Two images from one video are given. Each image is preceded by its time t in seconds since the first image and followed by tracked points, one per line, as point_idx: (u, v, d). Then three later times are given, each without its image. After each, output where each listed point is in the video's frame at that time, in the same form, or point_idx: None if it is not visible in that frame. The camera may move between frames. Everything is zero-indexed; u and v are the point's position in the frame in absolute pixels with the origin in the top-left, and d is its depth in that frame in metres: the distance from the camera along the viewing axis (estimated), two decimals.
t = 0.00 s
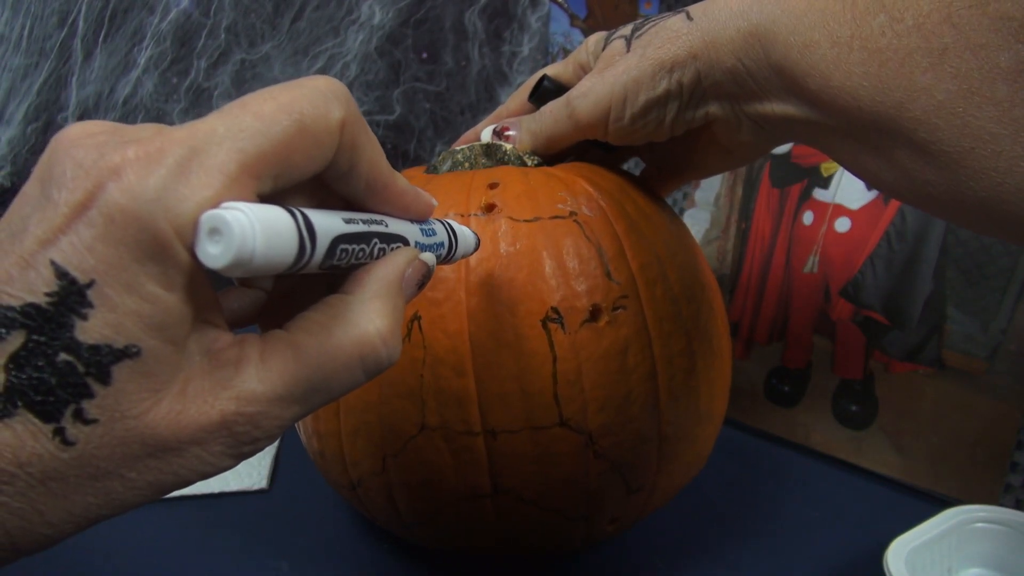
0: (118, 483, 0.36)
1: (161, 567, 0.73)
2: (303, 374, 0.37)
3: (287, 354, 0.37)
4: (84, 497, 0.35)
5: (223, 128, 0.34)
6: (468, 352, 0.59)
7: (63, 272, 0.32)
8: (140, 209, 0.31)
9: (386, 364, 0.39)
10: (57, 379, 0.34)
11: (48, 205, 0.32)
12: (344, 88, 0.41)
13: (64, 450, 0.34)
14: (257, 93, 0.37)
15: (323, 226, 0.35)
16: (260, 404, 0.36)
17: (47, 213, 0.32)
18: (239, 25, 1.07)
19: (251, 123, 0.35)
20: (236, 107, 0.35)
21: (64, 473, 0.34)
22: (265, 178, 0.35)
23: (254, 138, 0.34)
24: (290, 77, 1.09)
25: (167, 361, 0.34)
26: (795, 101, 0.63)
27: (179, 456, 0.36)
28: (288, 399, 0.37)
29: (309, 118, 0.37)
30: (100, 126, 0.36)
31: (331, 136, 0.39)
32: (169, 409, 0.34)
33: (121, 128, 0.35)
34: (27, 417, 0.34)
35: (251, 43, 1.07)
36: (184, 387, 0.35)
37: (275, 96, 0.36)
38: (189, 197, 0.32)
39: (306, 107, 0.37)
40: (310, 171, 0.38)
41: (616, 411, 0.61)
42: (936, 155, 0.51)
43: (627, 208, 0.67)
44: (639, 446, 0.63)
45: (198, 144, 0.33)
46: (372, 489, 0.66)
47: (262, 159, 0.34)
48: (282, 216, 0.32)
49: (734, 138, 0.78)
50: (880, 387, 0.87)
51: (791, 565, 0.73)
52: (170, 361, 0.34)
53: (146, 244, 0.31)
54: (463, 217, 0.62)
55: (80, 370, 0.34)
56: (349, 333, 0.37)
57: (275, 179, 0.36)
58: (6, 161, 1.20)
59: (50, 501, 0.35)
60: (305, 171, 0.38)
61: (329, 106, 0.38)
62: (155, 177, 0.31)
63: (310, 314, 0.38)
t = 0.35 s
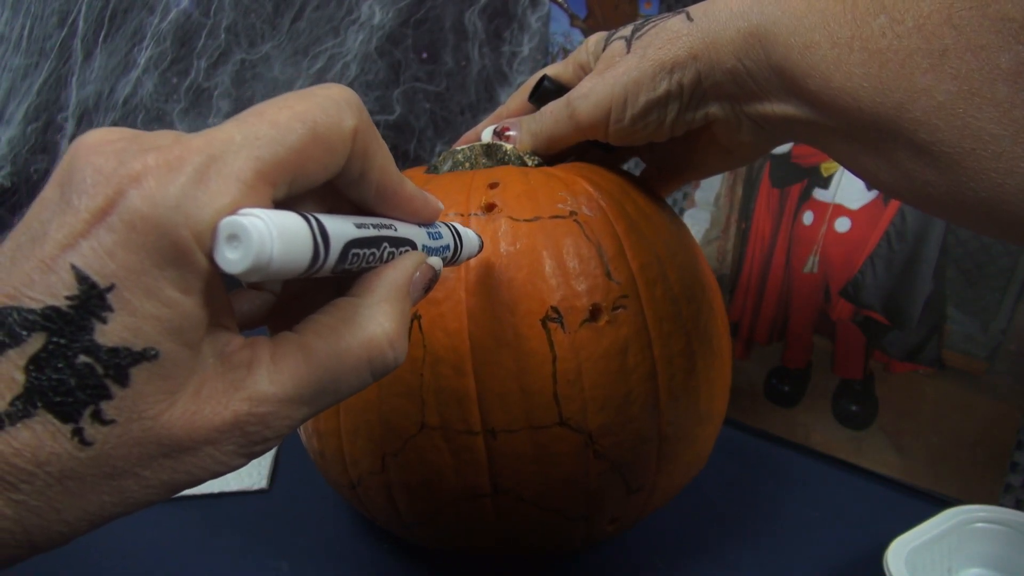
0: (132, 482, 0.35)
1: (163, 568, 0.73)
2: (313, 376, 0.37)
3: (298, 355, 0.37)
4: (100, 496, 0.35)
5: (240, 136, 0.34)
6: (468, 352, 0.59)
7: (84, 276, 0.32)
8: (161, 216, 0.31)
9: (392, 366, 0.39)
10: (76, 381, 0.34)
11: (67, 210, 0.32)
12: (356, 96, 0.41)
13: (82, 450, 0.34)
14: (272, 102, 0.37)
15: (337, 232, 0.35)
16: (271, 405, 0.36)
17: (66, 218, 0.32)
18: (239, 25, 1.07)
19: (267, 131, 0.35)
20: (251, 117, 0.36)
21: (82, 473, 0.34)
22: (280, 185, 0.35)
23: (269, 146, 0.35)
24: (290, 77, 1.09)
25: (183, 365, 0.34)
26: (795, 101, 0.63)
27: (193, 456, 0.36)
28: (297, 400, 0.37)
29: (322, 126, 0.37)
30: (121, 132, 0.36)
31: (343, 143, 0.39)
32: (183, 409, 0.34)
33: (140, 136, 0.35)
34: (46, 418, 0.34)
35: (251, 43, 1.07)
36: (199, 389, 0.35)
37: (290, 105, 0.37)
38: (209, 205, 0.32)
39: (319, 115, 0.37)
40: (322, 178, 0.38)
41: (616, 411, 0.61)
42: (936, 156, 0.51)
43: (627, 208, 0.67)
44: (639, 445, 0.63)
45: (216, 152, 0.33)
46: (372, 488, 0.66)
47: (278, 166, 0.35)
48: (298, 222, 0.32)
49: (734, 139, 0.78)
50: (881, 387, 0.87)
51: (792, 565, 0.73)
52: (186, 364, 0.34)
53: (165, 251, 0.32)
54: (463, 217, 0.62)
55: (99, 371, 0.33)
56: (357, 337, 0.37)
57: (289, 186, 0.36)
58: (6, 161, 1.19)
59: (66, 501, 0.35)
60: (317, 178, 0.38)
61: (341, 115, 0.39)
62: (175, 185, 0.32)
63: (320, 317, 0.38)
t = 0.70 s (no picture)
0: (139, 477, 0.35)
1: (163, 568, 0.73)
2: (317, 373, 0.37)
3: (301, 353, 0.37)
4: (108, 491, 0.35)
5: (246, 138, 0.34)
6: (468, 353, 0.59)
7: (93, 274, 0.32)
8: (169, 217, 0.31)
9: (393, 364, 0.39)
10: (85, 378, 0.34)
11: (77, 210, 0.32)
12: (360, 101, 0.41)
13: (91, 445, 0.34)
14: (277, 105, 0.37)
15: (340, 232, 0.35)
16: (275, 402, 0.36)
17: (76, 218, 0.32)
18: (239, 25, 1.06)
19: (272, 134, 0.35)
20: (257, 118, 0.36)
21: (90, 467, 0.34)
22: (286, 186, 0.35)
23: (275, 148, 0.35)
24: (290, 77, 1.09)
25: (189, 363, 0.34)
26: (795, 102, 0.63)
27: (198, 451, 0.36)
28: (301, 397, 0.37)
29: (327, 128, 0.37)
30: (128, 135, 0.35)
31: (347, 146, 0.39)
32: (189, 406, 0.34)
33: (147, 137, 0.35)
34: (56, 414, 0.34)
35: (251, 43, 1.07)
36: (204, 385, 0.35)
37: (295, 108, 0.37)
38: (217, 205, 0.32)
39: (324, 117, 0.37)
40: (326, 180, 0.38)
41: (616, 411, 0.61)
42: (936, 157, 0.51)
43: (627, 208, 0.67)
44: (639, 445, 0.63)
45: (222, 153, 0.33)
46: (371, 488, 0.66)
47: (283, 168, 0.35)
48: (302, 222, 0.32)
49: (734, 139, 0.78)
50: (881, 387, 0.87)
51: (792, 566, 0.73)
52: (192, 363, 0.34)
53: (174, 251, 0.32)
54: (463, 217, 0.62)
55: (109, 368, 0.33)
56: (360, 335, 0.37)
57: (293, 188, 0.36)
58: (6, 161, 1.19)
59: (75, 495, 0.35)
60: (323, 180, 0.38)
61: (345, 117, 0.38)
62: (183, 185, 0.31)
63: (323, 315, 0.38)
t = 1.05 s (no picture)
0: (147, 475, 0.36)
1: (164, 568, 0.73)
2: (321, 374, 0.37)
3: (306, 354, 0.37)
4: (115, 489, 0.35)
5: (255, 141, 0.34)
6: (468, 353, 0.59)
7: (103, 275, 0.32)
8: (179, 218, 0.31)
9: (397, 364, 0.39)
10: (95, 377, 0.34)
11: (87, 212, 0.32)
12: (367, 104, 0.41)
13: (100, 444, 0.34)
14: (285, 108, 0.37)
15: (347, 234, 0.35)
16: (280, 402, 0.36)
17: (86, 219, 0.32)
18: (239, 25, 1.06)
19: (281, 138, 0.35)
20: (265, 121, 0.36)
21: (100, 466, 0.34)
22: (293, 189, 0.35)
23: (283, 152, 0.35)
24: (290, 77, 1.09)
25: (197, 362, 0.34)
26: (796, 102, 0.63)
27: (205, 450, 0.36)
28: (305, 398, 0.37)
29: (334, 132, 0.37)
30: (137, 136, 0.35)
31: (353, 149, 0.38)
32: (197, 405, 0.35)
33: (155, 139, 0.35)
34: (66, 412, 0.34)
35: (251, 44, 1.07)
36: (212, 385, 0.35)
37: (302, 111, 0.37)
38: (225, 207, 0.32)
39: (330, 121, 0.37)
40: (333, 184, 0.38)
41: (616, 412, 0.61)
42: (936, 157, 0.51)
43: (627, 208, 0.67)
44: (639, 445, 0.63)
45: (231, 155, 0.33)
46: (371, 488, 0.66)
47: (292, 171, 0.35)
48: (308, 224, 0.32)
49: (734, 139, 0.78)
50: (881, 387, 0.87)
51: (793, 566, 0.73)
52: (200, 362, 0.34)
53: (183, 252, 0.32)
54: (463, 217, 0.62)
55: (118, 367, 0.33)
56: (365, 335, 0.38)
57: (300, 190, 0.36)
58: (6, 161, 1.19)
59: (83, 493, 0.35)
60: (330, 183, 0.38)
61: (352, 121, 0.38)
62: (194, 187, 0.32)
63: (327, 316, 0.38)
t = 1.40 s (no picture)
0: (143, 480, 0.36)
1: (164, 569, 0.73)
2: (320, 377, 0.37)
3: (305, 357, 0.37)
4: (113, 493, 0.35)
5: (254, 146, 0.34)
6: (468, 353, 0.59)
7: (102, 278, 0.32)
8: (176, 221, 0.31)
9: (396, 369, 0.39)
10: (92, 381, 0.33)
11: (86, 214, 0.32)
12: (366, 110, 0.41)
13: (97, 448, 0.34)
14: (284, 113, 0.37)
15: (343, 242, 0.35)
16: (279, 405, 0.37)
17: (86, 222, 0.32)
18: (239, 25, 1.05)
19: (280, 143, 0.35)
20: (264, 125, 0.36)
21: (96, 470, 0.34)
22: (292, 195, 0.35)
23: (282, 157, 0.35)
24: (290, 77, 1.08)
25: (195, 366, 0.34)
26: (796, 102, 0.62)
27: (202, 454, 0.36)
28: (305, 401, 0.37)
29: (332, 137, 0.37)
30: (137, 139, 0.35)
31: (351, 153, 0.39)
32: (195, 409, 0.35)
33: (155, 142, 0.35)
34: (63, 416, 0.34)
35: (251, 44, 1.06)
36: (211, 387, 0.35)
37: (301, 116, 0.37)
38: (223, 212, 0.32)
39: (329, 126, 0.37)
40: (331, 190, 0.39)
41: (616, 412, 0.61)
42: (935, 155, 0.51)
43: (627, 208, 0.67)
44: (639, 445, 0.63)
45: (231, 161, 0.33)
46: (370, 488, 0.66)
47: (290, 176, 0.35)
48: (304, 231, 0.32)
49: (734, 138, 0.78)
50: (881, 387, 0.87)
51: (794, 567, 0.73)
52: (198, 366, 0.34)
53: (181, 256, 0.32)
54: (462, 217, 0.62)
55: (115, 371, 0.33)
56: (363, 339, 0.38)
57: (299, 195, 0.36)
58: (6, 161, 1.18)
59: (80, 498, 0.35)
60: (327, 189, 0.38)
61: (350, 125, 0.39)
62: (192, 192, 0.32)
63: (326, 321, 0.39)
